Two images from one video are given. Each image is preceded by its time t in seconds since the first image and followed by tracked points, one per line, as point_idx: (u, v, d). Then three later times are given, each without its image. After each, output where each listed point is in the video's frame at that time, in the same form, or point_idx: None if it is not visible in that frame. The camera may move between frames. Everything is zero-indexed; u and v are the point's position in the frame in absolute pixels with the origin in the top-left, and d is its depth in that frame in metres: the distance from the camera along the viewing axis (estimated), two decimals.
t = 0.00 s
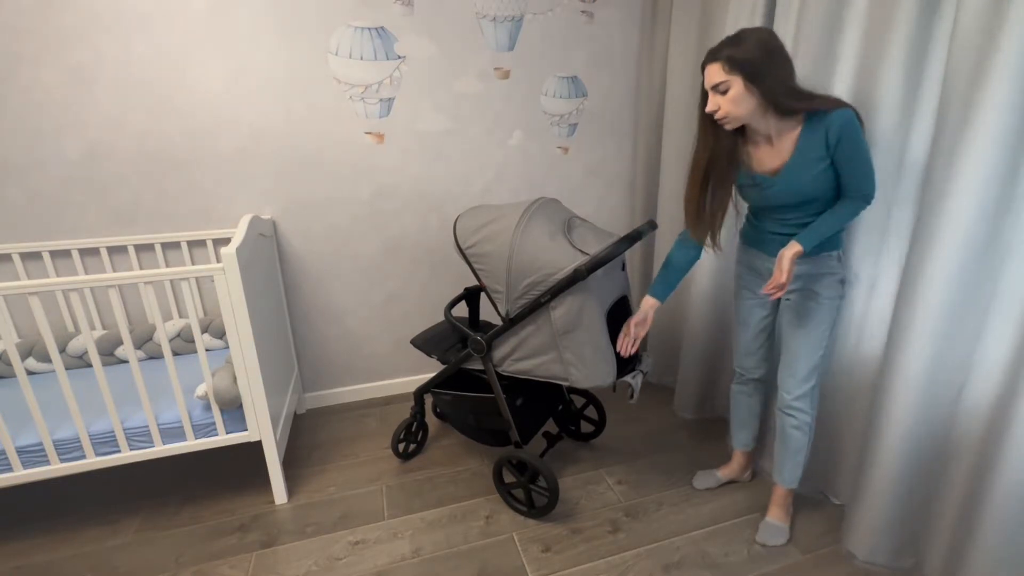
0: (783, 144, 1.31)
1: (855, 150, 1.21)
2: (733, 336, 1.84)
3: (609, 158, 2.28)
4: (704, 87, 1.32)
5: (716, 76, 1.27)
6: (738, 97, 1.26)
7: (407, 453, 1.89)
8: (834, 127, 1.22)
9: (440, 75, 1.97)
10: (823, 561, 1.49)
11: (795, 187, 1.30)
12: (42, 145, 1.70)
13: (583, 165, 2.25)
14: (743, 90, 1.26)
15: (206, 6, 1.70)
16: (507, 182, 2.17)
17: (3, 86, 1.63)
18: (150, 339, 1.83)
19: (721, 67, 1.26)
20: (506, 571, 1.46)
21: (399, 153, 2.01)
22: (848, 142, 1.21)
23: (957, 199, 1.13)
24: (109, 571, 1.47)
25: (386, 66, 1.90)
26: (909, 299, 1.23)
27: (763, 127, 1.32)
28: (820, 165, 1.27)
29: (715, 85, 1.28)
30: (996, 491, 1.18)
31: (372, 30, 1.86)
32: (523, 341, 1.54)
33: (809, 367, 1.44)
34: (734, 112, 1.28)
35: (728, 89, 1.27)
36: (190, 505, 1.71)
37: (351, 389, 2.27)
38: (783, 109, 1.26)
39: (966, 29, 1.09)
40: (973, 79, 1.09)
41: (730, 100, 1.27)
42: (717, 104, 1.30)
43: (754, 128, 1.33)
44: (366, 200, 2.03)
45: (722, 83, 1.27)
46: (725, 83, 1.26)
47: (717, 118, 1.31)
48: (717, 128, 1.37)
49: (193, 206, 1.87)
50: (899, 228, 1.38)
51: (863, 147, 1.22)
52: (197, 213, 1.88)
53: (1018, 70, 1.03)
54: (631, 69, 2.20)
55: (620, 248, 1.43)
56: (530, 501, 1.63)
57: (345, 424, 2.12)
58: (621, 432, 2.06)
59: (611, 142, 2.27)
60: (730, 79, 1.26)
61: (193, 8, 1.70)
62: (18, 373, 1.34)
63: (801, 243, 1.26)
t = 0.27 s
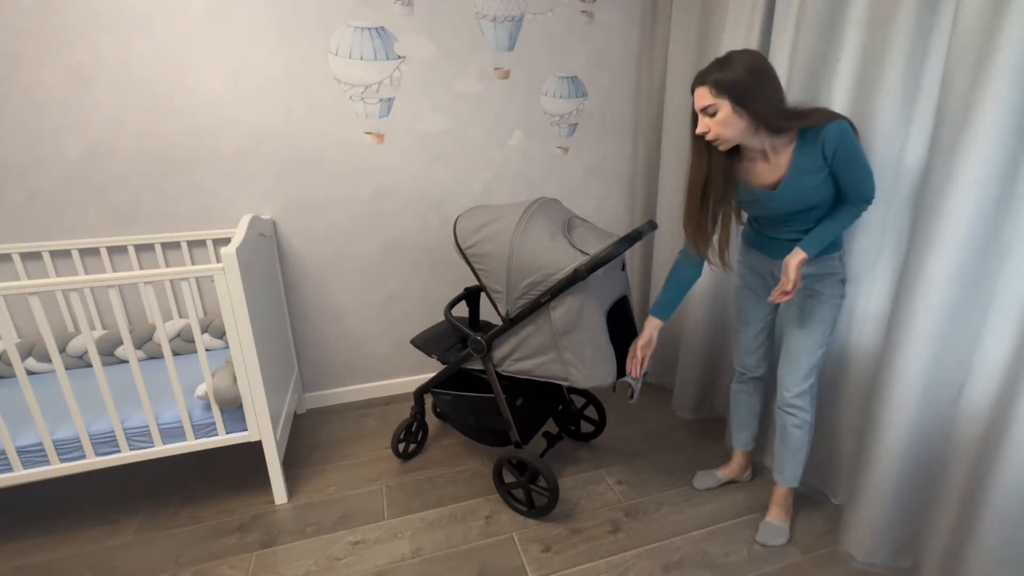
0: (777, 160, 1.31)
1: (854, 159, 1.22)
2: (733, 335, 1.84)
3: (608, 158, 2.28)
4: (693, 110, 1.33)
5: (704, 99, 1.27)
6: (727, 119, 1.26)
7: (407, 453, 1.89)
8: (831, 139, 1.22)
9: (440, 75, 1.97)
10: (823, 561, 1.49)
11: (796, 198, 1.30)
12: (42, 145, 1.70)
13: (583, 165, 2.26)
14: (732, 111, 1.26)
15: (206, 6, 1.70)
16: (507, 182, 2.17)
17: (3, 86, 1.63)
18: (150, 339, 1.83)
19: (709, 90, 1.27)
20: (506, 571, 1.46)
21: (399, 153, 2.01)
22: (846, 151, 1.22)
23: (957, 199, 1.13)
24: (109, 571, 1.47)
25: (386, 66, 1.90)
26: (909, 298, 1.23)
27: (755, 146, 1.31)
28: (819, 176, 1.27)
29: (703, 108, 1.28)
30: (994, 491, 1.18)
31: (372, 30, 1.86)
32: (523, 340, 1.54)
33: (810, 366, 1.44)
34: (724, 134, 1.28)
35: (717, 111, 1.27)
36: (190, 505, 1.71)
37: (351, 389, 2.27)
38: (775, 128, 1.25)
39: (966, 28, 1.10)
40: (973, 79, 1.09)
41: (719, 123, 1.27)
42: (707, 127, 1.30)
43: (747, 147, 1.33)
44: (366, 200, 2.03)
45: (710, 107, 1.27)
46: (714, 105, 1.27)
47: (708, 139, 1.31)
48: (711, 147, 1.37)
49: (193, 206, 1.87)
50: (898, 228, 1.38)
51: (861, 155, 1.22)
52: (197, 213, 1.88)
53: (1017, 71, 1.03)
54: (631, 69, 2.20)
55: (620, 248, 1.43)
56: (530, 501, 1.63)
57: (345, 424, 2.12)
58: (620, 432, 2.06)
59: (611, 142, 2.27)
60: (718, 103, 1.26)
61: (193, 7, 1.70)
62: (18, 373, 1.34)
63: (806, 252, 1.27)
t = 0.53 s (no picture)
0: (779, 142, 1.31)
1: (855, 154, 1.21)
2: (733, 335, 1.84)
3: (609, 158, 2.28)
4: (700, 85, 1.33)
5: (712, 73, 1.27)
6: (733, 94, 1.26)
7: (407, 453, 1.89)
8: (832, 131, 1.22)
9: (439, 75, 1.97)
10: (823, 561, 1.49)
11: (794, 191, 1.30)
12: (42, 145, 1.70)
13: (583, 165, 2.26)
14: (739, 87, 1.26)
15: (206, 6, 1.71)
16: (507, 182, 2.17)
17: (3, 86, 1.63)
18: (150, 338, 1.83)
19: (716, 65, 1.27)
20: (506, 571, 1.46)
21: (399, 153, 2.01)
22: (847, 146, 1.21)
23: (956, 198, 1.13)
24: (109, 571, 1.47)
25: (386, 66, 1.90)
26: (907, 299, 1.23)
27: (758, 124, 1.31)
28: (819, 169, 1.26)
29: (710, 83, 1.28)
30: (994, 490, 1.18)
31: (372, 30, 1.86)
32: (523, 340, 1.54)
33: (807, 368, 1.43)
34: (729, 110, 1.28)
35: (723, 87, 1.27)
36: (190, 505, 1.71)
37: (351, 389, 2.27)
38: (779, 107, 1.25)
39: (967, 28, 1.09)
40: (973, 78, 1.09)
41: (725, 98, 1.27)
42: (713, 103, 1.30)
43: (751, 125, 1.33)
44: (366, 200, 2.03)
45: (717, 81, 1.27)
46: (721, 80, 1.27)
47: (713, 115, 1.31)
48: (716, 125, 1.37)
49: (193, 206, 1.87)
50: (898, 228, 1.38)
51: (861, 150, 1.21)
52: (197, 213, 1.89)
53: (1016, 70, 1.03)
54: (631, 69, 2.20)
55: (620, 247, 1.43)
56: (530, 500, 1.63)
57: (345, 424, 2.12)
58: (621, 432, 2.06)
59: (611, 142, 2.27)
60: (725, 78, 1.26)
61: (193, 8, 1.70)
62: (18, 373, 1.34)
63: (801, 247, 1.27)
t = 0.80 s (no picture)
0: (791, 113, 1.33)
1: (855, 142, 1.20)
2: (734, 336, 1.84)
3: (609, 157, 2.28)
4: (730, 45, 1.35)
5: (743, 33, 1.29)
6: (760, 58, 1.28)
7: (407, 453, 1.89)
8: (838, 113, 1.21)
9: (440, 75, 1.97)
10: (823, 561, 1.49)
11: (787, 168, 1.31)
12: (42, 145, 1.70)
13: (583, 165, 2.26)
14: (767, 50, 1.27)
15: (205, 6, 1.71)
16: (507, 182, 2.17)
17: (3, 86, 1.63)
18: (150, 338, 1.83)
19: (748, 26, 1.28)
20: (506, 571, 1.46)
21: (399, 153, 2.01)
22: (848, 132, 1.20)
23: (954, 198, 1.13)
24: (110, 571, 1.47)
25: (386, 66, 1.90)
26: (907, 299, 1.24)
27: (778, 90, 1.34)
28: (819, 151, 1.26)
29: (740, 43, 1.30)
30: (994, 490, 1.18)
31: (372, 30, 1.86)
32: (523, 340, 1.55)
33: (786, 373, 1.43)
34: (754, 72, 1.31)
35: (752, 48, 1.29)
36: (190, 505, 1.71)
37: (351, 389, 2.27)
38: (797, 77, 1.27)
39: (967, 28, 1.10)
40: (973, 78, 1.09)
41: (753, 60, 1.29)
42: (742, 64, 1.32)
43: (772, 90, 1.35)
44: (366, 200, 2.03)
45: (748, 42, 1.29)
46: (751, 41, 1.28)
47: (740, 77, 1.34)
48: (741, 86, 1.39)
49: (193, 206, 1.87)
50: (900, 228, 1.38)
51: (864, 139, 1.20)
52: (197, 213, 1.89)
53: (1016, 70, 1.03)
54: (631, 69, 2.20)
55: (619, 247, 1.43)
56: (530, 501, 1.63)
57: (345, 424, 2.12)
58: (620, 432, 2.06)
59: (611, 142, 2.27)
60: (755, 39, 1.28)
61: (193, 7, 1.70)
62: (18, 373, 1.34)
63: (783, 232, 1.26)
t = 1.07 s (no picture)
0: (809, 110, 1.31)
1: (860, 140, 1.20)
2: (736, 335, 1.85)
3: (609, 157, 2.28)
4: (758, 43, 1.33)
5: (772, 31, 1.28)
6: (790, 55, 1.27)
7: (407, 453, 1.89)
8: (848, 110, 1.21)
9: (440, 75, 1.97)
10: (823, 561, 1.49)
11: (788, 159, 1.31)
12: (42, 145, 1.70)
13: (584, 165, 2.26)
14: (795, 50, 1.26)
15: (205, 6, 1.71)
16: (507, 182, 2.17)
17: (3, 86, 1.63)
18: (150, 338, 1.83)
19: (778, 25, 1.27)
20: (506, 571, 1.46)
21: (399, 153, 2.01)
22: (853, 130, 1.20)
23: (956, 199, 1.13)
24: (110, 571, 1.47)
25: (386, 66, 1.90)
26: (908, 299, 1.24)
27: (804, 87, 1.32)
28: (823, 146, 1.26)
29: (770, 41, 1.29)
30: (994, 490, 1.18)
31: (372, 30, 1.86)
32: (523, 340, 1.54)
33: (756, 377, 1.44)
34: (781, 70, 1.30)
35: (782, 46, 1.28)
36: (190, 505, 1.71)
37: (351, 389, 2.27)
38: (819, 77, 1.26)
39: (968, 28, 1.10)
40: (973, 78, 1.09)
41: (784, 57, 1.28)
42: (772, 62, 1.30)
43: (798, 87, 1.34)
44: (366, 200, 2.03)
45: (777, 40, 1.28)
46: (781, 39, 1.27)
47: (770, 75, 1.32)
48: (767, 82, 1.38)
49: (193, 206, 1.87)
50: (903, 228, 1.38)
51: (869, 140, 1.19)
52: (197, 213, 1.89)
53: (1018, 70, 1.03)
54: (631, 69, 2.20)
55: (619, 248, 1.42)
56: (530, 501, 1.63)
57: (345, 424, 2.12)
58: (620, 432, 2.06)
59: (611, 142, 2.27)
60: (785, 37, 1.26)
61: (193, 8, 1.70)
62: (18, 373, 1.34)
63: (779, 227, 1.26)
